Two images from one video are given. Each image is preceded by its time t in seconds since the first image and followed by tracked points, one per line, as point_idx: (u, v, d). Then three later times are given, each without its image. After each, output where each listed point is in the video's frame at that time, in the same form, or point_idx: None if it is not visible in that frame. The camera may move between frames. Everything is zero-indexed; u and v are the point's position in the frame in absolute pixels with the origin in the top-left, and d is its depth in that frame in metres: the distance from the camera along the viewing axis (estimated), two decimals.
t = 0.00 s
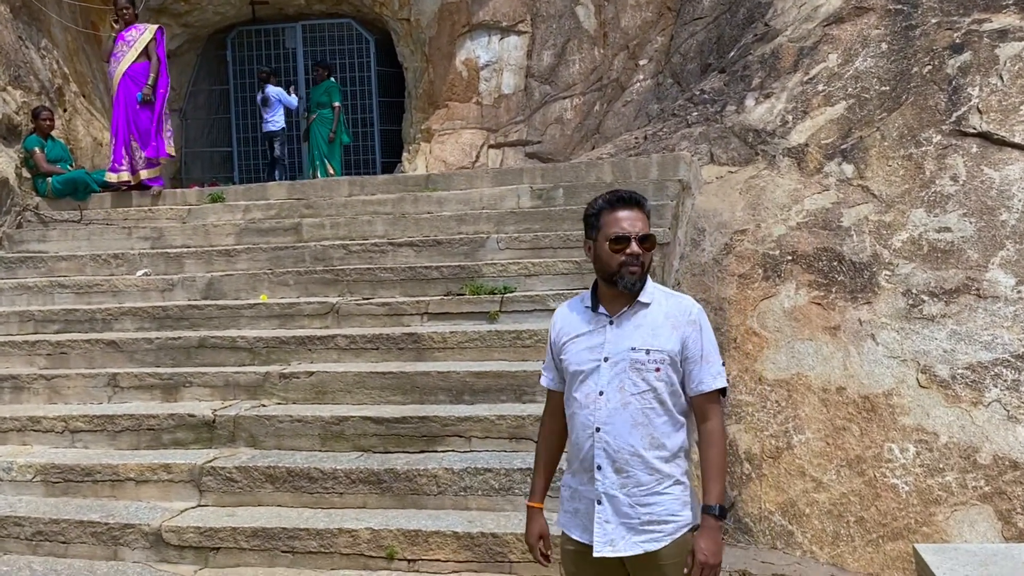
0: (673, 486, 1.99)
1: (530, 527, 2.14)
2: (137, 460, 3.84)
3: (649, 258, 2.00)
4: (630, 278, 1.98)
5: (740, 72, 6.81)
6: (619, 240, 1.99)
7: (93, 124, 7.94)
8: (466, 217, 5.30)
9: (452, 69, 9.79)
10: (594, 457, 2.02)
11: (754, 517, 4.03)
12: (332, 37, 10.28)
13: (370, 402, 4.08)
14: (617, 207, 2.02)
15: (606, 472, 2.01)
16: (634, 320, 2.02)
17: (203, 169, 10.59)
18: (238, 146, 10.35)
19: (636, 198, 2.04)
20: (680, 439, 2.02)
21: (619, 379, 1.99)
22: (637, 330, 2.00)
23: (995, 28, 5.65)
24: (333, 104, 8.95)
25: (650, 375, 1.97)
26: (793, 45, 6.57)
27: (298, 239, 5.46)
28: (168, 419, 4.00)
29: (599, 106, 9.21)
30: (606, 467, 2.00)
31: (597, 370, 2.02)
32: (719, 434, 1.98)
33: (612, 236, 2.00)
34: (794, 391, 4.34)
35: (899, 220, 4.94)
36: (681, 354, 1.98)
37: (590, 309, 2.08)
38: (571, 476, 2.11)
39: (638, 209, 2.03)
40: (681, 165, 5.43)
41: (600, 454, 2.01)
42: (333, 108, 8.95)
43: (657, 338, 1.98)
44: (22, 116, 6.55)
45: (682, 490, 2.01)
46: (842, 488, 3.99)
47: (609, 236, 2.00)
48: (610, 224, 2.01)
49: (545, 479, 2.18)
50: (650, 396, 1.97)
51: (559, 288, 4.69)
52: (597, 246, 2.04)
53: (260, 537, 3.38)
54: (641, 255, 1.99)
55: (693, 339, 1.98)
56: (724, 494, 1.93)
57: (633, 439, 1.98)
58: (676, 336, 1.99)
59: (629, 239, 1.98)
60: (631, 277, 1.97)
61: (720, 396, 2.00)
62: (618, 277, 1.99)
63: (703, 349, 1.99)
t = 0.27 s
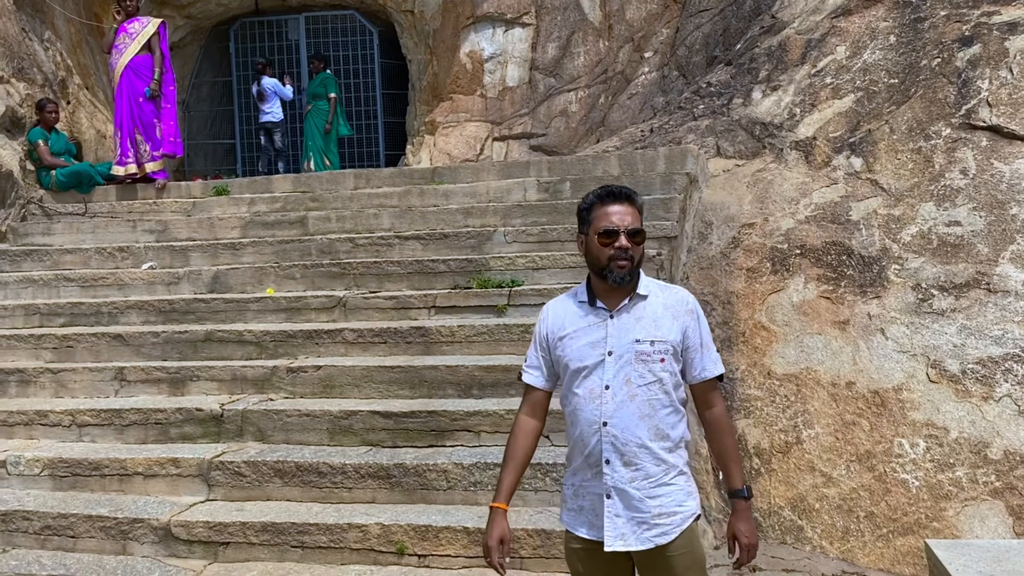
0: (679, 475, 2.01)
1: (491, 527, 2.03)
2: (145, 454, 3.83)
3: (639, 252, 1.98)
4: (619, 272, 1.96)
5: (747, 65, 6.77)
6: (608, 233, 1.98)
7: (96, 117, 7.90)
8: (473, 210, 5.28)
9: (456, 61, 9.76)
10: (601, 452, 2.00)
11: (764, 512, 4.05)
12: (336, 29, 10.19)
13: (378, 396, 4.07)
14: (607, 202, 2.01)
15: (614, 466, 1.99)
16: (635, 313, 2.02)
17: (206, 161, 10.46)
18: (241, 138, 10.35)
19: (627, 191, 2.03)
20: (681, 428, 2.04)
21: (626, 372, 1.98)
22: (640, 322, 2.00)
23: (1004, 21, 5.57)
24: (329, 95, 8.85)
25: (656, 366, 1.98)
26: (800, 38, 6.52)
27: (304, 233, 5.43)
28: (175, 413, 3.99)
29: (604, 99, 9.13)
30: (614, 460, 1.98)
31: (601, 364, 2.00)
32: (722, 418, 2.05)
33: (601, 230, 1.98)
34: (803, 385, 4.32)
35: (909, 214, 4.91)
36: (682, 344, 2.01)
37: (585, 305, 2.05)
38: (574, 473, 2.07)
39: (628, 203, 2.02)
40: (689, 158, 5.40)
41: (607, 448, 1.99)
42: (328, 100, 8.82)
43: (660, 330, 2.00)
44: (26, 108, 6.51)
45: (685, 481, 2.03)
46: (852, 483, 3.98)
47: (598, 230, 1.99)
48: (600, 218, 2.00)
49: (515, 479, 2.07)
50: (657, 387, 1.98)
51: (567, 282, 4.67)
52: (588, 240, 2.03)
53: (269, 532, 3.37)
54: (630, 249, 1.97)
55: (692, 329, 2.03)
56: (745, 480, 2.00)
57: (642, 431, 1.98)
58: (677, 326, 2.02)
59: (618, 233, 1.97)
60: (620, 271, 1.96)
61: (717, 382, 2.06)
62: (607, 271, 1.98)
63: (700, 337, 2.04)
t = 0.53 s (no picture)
0: (676, 468, 1.99)
1: (512, 522, 1.99)
2: (152, 446, 3.83)
3: (625, 245, 1.96)
4: (605, 266, 1.95)
5: (754, 57, 6.72)
6: (594, 226, 1.95)
7: (102, 109, 7.88)
8: (479, 203, 5.26)
9: (462, 54, 9.71)
10: (597, 446, 1.98)
11: (771, 506, 4.03)
12: (341, 22, 10.11)
13: (385, 389, 4.06)
14: (595, 194, 1.98)
15: (610, 460, 1.96)
16: (628, 306, 1.99)
17: (211, 154, 10.45)
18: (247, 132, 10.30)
19: (615, 183, 2.00)
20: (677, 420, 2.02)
21: (620, 365, 1.96)
22: (633, 315, 1.98)
23: (1015, 12, 5.52)
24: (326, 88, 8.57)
25: (651, 358, 1.95)
26: (809, 30, 6.48)
27: (310, 225, 5.42)
28: (182, 406, 3.99)
29: (610, 92, 9.05)
30: (610, 454, 1.96)
31: (595, 358, 1.98)
32: (712, 410, 2.04)
33: (588, 223, 1.96)
34: (811, 379, 4.30)
35: (918, 208, 4.87)
36: (676, 336, 1.99)
37: (577, 299, 2.03)
38: (570, 467, 2.05)
39: (616, 195, 1.98)
40: (697, 151, 5.37)
41: (603, 442, 1.97)
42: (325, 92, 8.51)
43: (653, 322, 1.97)
44: (33, 100, 6.49)
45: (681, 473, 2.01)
46: (860, 477, 3.96)
47: (585, 223, 1.97)
48: (588, 211, 1.97)
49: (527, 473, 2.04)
50: (652, 380, 1.96)
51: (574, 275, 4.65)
52: (576, 233, 2.01)
53: (276, 525, 3.37)
54: (616, 243, 1.95)
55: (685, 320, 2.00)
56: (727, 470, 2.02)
57: (637, 424, 1.95)
58: (670, 318, 1.99)
59: (604, 227, 1.94)
60: (606, 265, 1.94)
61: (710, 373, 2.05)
62: (593, 264, 1.96)
63: (693, 329, 2.02)
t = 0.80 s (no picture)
0: (678, 470, 1.91)
1: (537, 535, 2.00)
2: (159, 442, 3.82)
3: (621, 242, 1.90)
4: (602, 263, 1.89)
5: (765, 52, 6.66)
6: (589, 224, 1.90)
7: (111, 104, 7.87)
8: (487, 198, 5.23)
9: (471, 49, 9.67)
10: (596, 448, 1.92)
11: (781, 503, 4.01)
12: (348, 17, 9.95)
13: (393, 384, 4.05)
14: (588, 191, 1.93)
15: (608, 462, 1.91)
16: (625, 304, 1.93)
17: (219, 149, 10.43)
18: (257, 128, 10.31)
19: (608, 179, 1.94)
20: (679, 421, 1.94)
21: (617, 365, 1.90)
22: (630, 313, 1.92)
23: None
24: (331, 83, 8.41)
25: (649, 358, 1.88)
26: (820, 24, 6.41)
27: (318, 221, 5.40)
28: (190, 401, 3.98)
29: (619, 86, 9.02)
30: (609, 456, 1.91)
31: (592, 358, 1.92)
32: (714, 409, 1.93)
33: (582, 221, 1.91)
34: (822, 376, 4.26)
35: (930, 203, 4.81)
36: (676, 334, 1.91)
37: (574, 298, 1.99)
38: (572, 468, 2.01)
39: (610, 191, 1.93)
40: (706, 146, 5.34)
41: (602, 444, 1.91)
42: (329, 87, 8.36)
43: (651, 320, 1.90)
44: (42, 95, 6.48)
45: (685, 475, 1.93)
46: (871, 475, 3.94)
47: (580, 221, 1.92)
48: (581, 209, 1.92)
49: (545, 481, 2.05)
50: (651, 380, 1.89)
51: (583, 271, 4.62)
52: (571, 232, 1.96)
53: (283, 520, 3.36)
54: (612, 239, 1.90)
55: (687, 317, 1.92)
56: (719, 470, 1.88)
57: (636, 426, 1.89)
58: (670, 315, 1.91)
59: (598, 224, 1.89)
60: (603, 262, 1.88)
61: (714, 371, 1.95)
62: (589, 263, 1.91)
63: (695, 326, 1.93)
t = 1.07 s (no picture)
0: (665, 492, 1.81)
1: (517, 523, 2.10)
2: (173, 439, 3.83)
3: (630, 249, 1.85)
4: (608, 271, 1.85)
5: (781, 48, 6.60)
6: (596, 230, 1.86)
7: (126, 102, 7.89)
8: (501, 196, 5.20)
9: (485, 46, 9.54)
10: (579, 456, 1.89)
11: (797, 504, 4.02)
12: (363, 14, 9.86)
13: (406, 382, 4.04)
14: (598, 195, 1.89)
15: (589, 472, 1.87)
16: (624, 311, 1.87)
17: (234, 146, 10.45)
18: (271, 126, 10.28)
19: (619, 182, 1.89)
20: (675, 442, 1.83)
21: (603, 373, 1.85)
22: (625, 321, 1.86)
23: None
24: (344, 81, 8.35)
25: (634, 369, 1.81)
26: (837, 20, 6.35)
27: (332, 218, 5.40)
28: (203, 398, 3.99)
29: (633, 83, 8.91)
30: (590, 466, 1.87)
31: (582, 363, 1.90)
32: (723, 435, 1.79)
33: (590, 226, 1.87)
34: (839, 376, 4.21)
35: (949, 201, 4.75)
36: (672, 347, 1.81)
37: (583, 301, 1.97)
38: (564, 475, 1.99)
39: (622, 196, 1.88)
40: (722, 143, 5.32)
41: (584, 453, 1.88)
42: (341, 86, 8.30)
43: (644, 330, 1.83)
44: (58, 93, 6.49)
45: (674, 499, 1.82)
46: (888, 476, 3.91)
47: (588, 226, 1.88)
48: (590, 214, 1.88)
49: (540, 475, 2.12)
50: (637, 393, 1.81)
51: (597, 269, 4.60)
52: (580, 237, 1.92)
53: (296, 518, 3.36)
54: (620, 247, 1.85)
55: (685, 331, 1.81)
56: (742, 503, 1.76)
57: (616, 438, 1.83)
58: (668, 327, 1.82)
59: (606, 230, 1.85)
60: (609, 270, 1.84)
61: (722, 394, 1.80)
62: (597, 270, 1.87)
63: (701, 342, 1.80)
